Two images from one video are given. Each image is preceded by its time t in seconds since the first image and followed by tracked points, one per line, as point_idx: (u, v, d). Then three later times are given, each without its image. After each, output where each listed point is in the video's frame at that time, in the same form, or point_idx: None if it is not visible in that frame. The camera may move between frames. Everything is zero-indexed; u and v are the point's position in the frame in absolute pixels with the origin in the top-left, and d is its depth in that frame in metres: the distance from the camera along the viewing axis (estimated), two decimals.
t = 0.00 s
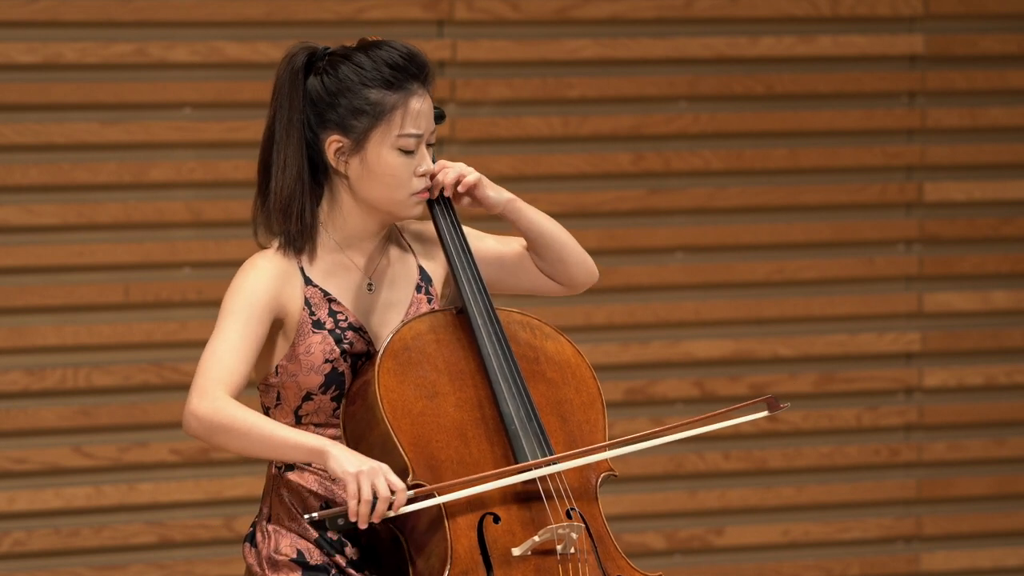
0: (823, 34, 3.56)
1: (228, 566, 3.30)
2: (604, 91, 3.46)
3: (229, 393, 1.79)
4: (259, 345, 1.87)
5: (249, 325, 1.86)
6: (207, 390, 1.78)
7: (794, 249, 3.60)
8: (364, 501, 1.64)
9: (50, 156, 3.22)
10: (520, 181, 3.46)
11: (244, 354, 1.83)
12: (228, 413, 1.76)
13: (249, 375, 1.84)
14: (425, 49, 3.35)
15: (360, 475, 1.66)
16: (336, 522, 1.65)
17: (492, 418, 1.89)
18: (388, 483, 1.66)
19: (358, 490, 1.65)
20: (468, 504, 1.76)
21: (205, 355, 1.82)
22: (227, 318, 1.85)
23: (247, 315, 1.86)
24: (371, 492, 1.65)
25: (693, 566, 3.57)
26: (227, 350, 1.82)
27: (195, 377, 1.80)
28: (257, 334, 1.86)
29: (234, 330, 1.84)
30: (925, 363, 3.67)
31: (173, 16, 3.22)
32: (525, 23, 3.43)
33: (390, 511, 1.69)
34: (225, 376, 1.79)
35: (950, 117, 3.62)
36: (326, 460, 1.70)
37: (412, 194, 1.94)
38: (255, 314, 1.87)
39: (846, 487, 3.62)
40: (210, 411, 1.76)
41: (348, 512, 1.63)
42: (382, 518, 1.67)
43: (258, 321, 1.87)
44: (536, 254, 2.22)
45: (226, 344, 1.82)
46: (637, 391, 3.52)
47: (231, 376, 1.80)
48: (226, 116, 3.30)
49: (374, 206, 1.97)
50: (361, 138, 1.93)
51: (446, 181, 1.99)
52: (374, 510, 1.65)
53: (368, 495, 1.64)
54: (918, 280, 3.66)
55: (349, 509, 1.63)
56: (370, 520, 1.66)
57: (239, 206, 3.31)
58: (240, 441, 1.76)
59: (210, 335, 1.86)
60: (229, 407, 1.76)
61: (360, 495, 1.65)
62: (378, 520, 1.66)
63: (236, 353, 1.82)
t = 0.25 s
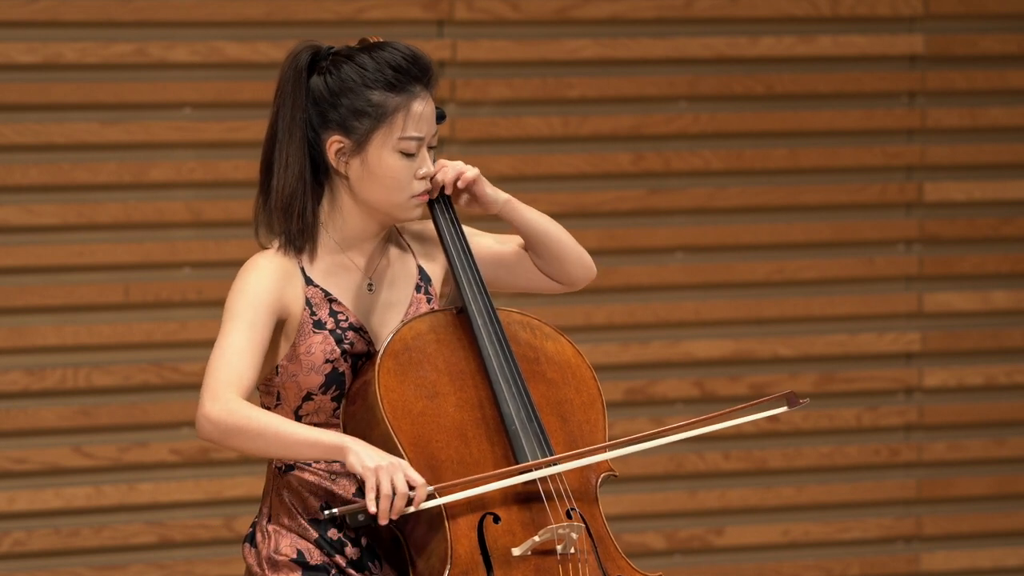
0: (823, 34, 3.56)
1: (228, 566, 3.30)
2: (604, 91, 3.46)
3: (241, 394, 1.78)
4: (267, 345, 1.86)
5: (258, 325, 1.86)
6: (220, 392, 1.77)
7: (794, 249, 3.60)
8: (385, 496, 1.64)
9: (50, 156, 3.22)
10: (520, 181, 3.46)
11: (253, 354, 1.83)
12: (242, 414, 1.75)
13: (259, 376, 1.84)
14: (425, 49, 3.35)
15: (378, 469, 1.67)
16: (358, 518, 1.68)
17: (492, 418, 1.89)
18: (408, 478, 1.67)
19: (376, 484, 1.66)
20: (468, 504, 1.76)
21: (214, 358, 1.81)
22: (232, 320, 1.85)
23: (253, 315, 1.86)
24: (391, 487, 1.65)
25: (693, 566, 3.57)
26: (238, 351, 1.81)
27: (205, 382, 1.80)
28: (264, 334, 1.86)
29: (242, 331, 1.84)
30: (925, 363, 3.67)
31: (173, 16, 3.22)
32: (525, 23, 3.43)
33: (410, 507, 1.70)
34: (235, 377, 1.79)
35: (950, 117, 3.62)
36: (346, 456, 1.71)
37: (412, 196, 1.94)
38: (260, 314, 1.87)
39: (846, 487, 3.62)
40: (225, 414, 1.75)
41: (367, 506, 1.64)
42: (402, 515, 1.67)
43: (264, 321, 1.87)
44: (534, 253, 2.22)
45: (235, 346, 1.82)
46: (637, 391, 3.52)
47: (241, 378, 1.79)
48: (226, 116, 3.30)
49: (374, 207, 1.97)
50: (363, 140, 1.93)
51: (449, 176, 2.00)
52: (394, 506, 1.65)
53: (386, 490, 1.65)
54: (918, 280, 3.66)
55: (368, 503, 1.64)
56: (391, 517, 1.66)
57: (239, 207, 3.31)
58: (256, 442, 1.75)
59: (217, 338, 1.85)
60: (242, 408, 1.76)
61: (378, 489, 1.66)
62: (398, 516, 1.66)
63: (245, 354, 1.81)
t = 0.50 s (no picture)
0: (823, 34, 3.56)
1: (228, 566, 3.30)
2: (604, 91, 3.46)
3: (249, 398, 1.79)
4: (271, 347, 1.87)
5: (262, 327, 1.86)
6: (229, 398, 1.78)
7: (794, 248, 3.60)
8: (398, 488, 1.65)
9: (50, 156, 3.22)
10: (520, 181, 3.46)
11: (258, 357, 1.83)
12: (251, 418, 1.76)
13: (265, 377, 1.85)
14: (425, 49, 3.35)
15: (393, 462, 1.67)
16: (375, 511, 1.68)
17: (490, 418, 1.89)
18: (423, 470, 1.68)
19: (391, 477, 1.67)
20: (467, 504, 1.76)
21: (219, 365, 1.82)
22: (235, 324, 1.85)
23: (254, 317, 1.86)
24: (405, 479, 1.66)
25: (692, 566, 3.57)
26: (246, 354, 1.82)
27: (216, 388, 1.80)
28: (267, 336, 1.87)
29: (245, 334, 1.84)
30: (925, 363, 3.67)
31: (173, 15, 3.22)
32: (525, 23, 3.43)
33: (427, 500, 1.70)
34: (241, 381, 1.80)
35: (950, 117, 3.62)
36: (359, 450, 1.71)
37: (408, 200, 1.94)
38: (261, 316, 1.87)
39: (846, 487, 3.62)
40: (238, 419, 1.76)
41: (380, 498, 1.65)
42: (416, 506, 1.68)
43: (266, 323, 1.87)
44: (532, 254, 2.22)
45: (239, 350, 1.82)
46: (637, 391, 3.52)
47: (248, 381, 1.80)
48: (226, 116, 3.30)
49: (370, 209, 1.97)
50: (360, 142, 1.93)
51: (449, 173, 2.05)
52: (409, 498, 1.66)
53: (401, 482, 1.65)
54: (918, 280, 3.66)
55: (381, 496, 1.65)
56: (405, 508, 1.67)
57: (239, 206, 3.31)
58: (266, 444, 1.76)
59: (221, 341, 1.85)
60: (251, 411, 1.76)
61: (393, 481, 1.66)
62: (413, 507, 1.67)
63: (249, 357, 1.82)
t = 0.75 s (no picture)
0: (823, 34, 3.56)
1: (228, 566, 3.30)
2: (604, 91, 3.46)
3: (264, 403, 1.80)
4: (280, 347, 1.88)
5: (266, 332, 1.87)
6: (244, 406, 1.79)
7: (794, 249, 3.60)
8: (416, 481, 1.65)
9: (50, 156, 3.23)
10: (520, 181, 3.46)
11: (267, 360, 1.84)
12: (265, 425, 1.77)
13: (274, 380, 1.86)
14: (425, 49, 3.35)
15: (411, 456, 1.67)
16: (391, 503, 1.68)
17: (488, 418, 1.89)
18: (441, 464, 1.68)
19: (409, 471, 1.67)
20: (465, 505, 1.77)
21: (230, 373, 1.83)
22: (241, 331, 1.86)
23: (259, 321, 1.87)
24: (423, 473, 1.66)
25: (692, 566, 3.57)
26: (254, 361, 1.83)
27: (228, 400, 1.81)
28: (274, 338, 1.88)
29: (253, 340, 1.85)
30: (925, 363, 3.67)
31: (173, 15, 3.22)
32: (524, 23, 3.43)
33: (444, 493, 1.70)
34: (254, 388, 1.81)
35: (950, 117, 3.62)
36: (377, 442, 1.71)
37: (402, 203, 1.94)
38: (266, 319, 1.88)
39: (846, 487, 3.62)
40: (251, 427, 1.78)
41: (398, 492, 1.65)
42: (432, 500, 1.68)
43: (271, 325, 1.88)
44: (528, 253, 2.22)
45: (248, 357, 1.83)
46: (637, 391, 3.52)
47: (260, 387, 1.81)
48: (226, 116, 3.30)
49: (365, 211, 1.97)
50: (355, 145, 1.93)
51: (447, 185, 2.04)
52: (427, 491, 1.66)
53: (419, 476, 1.65)
54: (918, 280, 3.66)
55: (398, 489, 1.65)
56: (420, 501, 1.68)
57: (239, 206, 3.31)
58: (284, 449, 1.77)
59: (227, 351, 1.86)
60: (267, 417, 1.78)
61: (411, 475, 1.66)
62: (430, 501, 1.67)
63: (259, 362, 1.83)
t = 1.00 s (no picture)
0: (823, 34, 3.56)
1: (228, 566, 3.30)
2: (604, 91, 3.46)
3: (277, 412, 1.81)
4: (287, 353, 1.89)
5: (272, 336, 1.88)
6: (259, 418, 1.81)
7: (794, 249, 3.60)
8: (431, 476, 1.66)
9: (50, 156, 3.23)
10: (520, 181, 3.46)
11: (276, 367, 1.85)
12: (280, 434, 1.78)
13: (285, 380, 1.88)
14: (425, 49, 3.35)
15: (425, 452, 1.68)
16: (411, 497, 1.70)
17: (488, 419, 1.89)
18: (457, 458, 1.69)
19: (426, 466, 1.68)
20: (464, 505, 1.77)
21: (242, 385, 1.84)
22: (248, 341, 1.87)
23: (264, 329, 1.88)
24: (439, 467, 1.67)
25: (692, 566, 3.57)
26: (262, 368, 1.84)
27: (243, 411, 1.83)
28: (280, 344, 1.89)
29: (261, 349, 1.86)
30: (925, 363, 3.67)
31: (173, 15, 3.22)
32: (524, 23, 3.43)
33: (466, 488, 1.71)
34: (266, 398, 1.82)
35: (950, 117, 3.62)
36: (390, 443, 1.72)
37: (397, 203, 1.94)
38: (271, 325, 1.89)
39: (846, 487, 3.62)
40: (264, 437, 1.79)
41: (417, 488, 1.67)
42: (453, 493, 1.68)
43: (275, 331, 1.89)
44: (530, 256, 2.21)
45: (258, 367, 1.85)
46: (637, 391, 3.52)
47: (272, 396, 1.83)
48: (226, 116, 3.30)
49: (360, 212, 1.97)
50: (348, 146, 1.92)
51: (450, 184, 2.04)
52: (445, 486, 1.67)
53: (435, 471, 1.66)
54: (918, 280, 3.66)
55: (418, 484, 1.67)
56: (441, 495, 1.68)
57: (239, 206, 3.31)
58: (301, 457, 1.78)
59: (236, 360, 1.87)
60: (281, 427, 1.79)
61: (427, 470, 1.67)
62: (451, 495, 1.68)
63: (268, 370, 1.84)
